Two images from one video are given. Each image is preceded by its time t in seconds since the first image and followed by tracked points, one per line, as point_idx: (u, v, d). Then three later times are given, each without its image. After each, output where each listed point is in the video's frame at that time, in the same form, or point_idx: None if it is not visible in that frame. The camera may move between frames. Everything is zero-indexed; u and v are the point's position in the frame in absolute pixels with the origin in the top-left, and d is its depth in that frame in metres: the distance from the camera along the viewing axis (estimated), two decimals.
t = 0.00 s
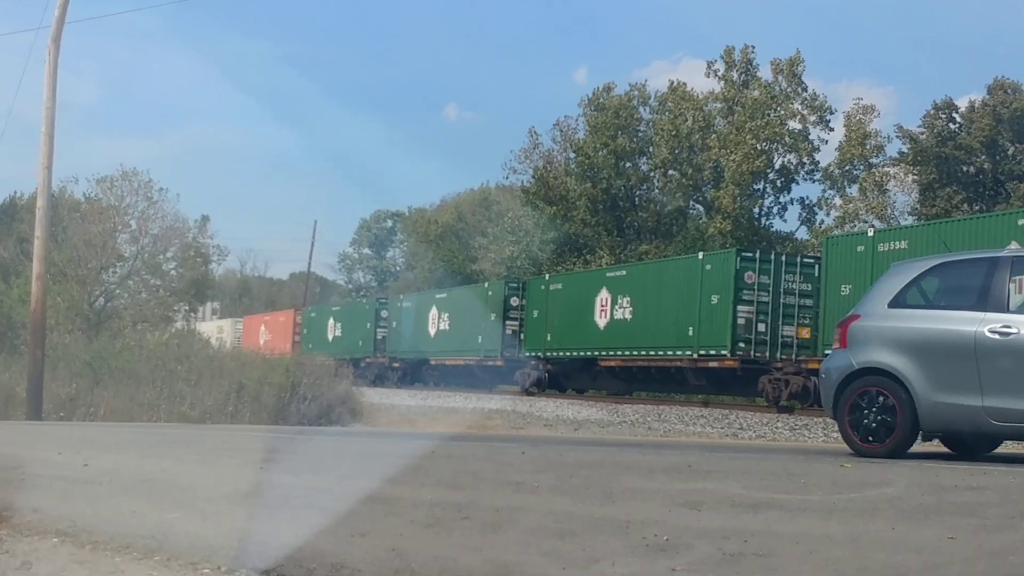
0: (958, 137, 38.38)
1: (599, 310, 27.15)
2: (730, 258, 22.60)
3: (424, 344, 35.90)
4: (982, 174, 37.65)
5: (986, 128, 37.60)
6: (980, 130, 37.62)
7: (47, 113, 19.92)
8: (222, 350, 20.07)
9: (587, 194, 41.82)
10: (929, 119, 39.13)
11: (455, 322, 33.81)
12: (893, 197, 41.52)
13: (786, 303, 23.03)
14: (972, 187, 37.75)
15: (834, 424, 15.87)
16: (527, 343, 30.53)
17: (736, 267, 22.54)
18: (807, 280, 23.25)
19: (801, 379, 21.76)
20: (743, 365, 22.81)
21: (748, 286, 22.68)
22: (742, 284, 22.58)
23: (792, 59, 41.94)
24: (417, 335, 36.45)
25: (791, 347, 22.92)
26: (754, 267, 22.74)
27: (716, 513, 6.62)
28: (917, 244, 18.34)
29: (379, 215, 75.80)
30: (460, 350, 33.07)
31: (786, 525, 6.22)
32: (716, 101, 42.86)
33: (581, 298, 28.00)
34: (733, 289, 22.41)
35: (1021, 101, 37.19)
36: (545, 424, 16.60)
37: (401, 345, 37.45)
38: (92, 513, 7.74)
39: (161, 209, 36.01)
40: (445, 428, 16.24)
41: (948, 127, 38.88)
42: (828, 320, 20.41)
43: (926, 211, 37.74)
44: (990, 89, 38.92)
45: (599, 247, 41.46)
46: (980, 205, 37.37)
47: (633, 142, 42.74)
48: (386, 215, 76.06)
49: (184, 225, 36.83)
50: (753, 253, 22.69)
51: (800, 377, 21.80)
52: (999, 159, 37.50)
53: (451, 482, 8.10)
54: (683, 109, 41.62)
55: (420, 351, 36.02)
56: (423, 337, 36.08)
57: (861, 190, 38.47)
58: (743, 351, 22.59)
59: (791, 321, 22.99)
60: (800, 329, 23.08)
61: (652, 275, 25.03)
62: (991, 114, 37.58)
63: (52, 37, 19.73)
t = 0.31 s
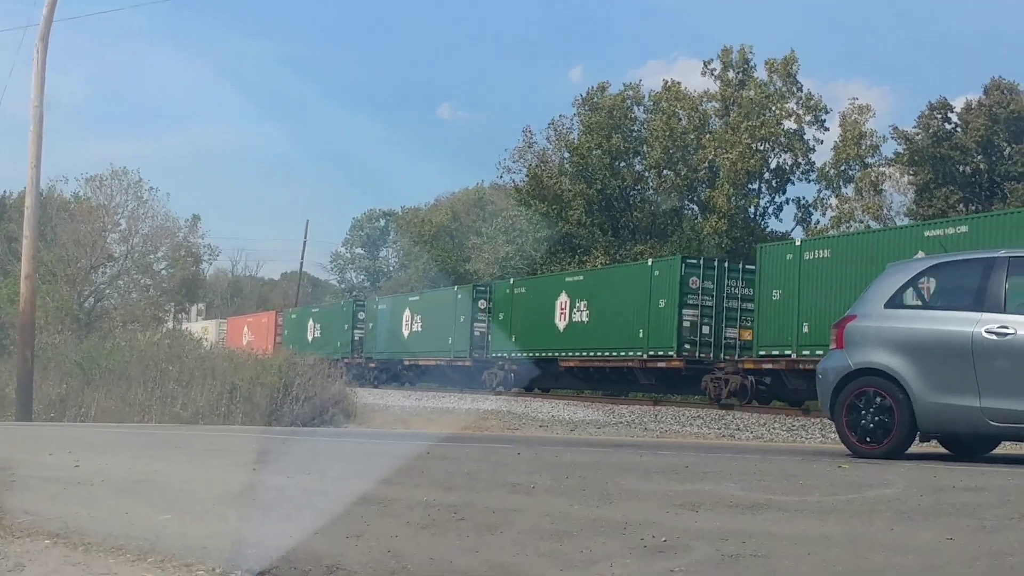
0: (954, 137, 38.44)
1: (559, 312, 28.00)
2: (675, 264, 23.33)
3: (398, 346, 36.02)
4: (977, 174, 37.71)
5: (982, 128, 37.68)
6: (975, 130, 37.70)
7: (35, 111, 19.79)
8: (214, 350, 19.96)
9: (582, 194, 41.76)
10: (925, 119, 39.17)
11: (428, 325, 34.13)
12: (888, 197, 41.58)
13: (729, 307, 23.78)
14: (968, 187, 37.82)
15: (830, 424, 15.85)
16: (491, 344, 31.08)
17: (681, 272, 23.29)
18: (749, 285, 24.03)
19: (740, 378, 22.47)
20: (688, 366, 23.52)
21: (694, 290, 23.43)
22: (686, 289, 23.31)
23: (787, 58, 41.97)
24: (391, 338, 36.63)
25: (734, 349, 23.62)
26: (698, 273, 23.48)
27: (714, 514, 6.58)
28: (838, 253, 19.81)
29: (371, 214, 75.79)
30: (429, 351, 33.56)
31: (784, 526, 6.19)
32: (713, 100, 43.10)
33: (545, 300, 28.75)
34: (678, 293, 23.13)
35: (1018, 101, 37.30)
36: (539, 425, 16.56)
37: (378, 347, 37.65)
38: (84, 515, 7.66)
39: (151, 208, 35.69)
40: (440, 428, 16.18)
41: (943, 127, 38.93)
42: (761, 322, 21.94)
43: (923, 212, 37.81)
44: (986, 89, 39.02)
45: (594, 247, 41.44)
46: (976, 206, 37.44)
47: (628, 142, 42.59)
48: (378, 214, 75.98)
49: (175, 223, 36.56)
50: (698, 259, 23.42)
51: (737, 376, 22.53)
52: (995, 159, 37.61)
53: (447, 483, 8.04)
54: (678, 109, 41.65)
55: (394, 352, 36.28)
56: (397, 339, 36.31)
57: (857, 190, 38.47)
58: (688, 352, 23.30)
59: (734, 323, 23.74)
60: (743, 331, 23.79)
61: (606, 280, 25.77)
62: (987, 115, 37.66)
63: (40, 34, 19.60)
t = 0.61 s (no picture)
0: (955, 137, 38.40)
1: (532, 313, 29.40)
2: (637, 269, 24.86)
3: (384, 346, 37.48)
4: (978, 175, 37.67)
5: (983, 128, 37.63)
6: (977, 130, 37.67)
7: (40, 110, 19.81)
8: (214, 350, 19.97)
9: (582, 194, 41.73)
10: (926, 119, 39.13)
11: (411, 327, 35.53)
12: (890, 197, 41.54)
13: (687, 309, 25.42)
14: (969, 188, 37.80)
15: (830, 425, 15.84)
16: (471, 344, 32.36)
17: (642, 277, 24.81)
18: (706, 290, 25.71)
19: (693, 377, 24.02)
20: (647, 365, 25.02)
21: (653, 294, 24.99)
22: (647, 293, 24.88)
23: (790, 58, 41.94)
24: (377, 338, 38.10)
25: (691, 349, 25.22)
26: (659, 277, 25.07)
27: (712, 513, 6.60)
28: (782, 260, 21.31)
29: (373, 214, 75.92)
30: (412, 351, 34.88)
31: (783, 526, 6.19)
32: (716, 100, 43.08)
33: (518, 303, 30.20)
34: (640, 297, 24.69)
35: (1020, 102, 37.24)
36: (539, 424, 16.58)
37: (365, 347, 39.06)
38: (84, 513, 7.67)
39: (154, 208, 35.85)
40: (440, 428, 16.19)
41: (945, 127, 38.89)
42: (713, 323, 23.59)
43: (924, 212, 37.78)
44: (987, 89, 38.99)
45: (594, 248, 41.45)
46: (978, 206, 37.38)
47: (629, 142, 42.57)
48: (379, 214, 76.03)
49: (176, 223, 36.64)
50: (658, 264, 24.99)
51: (691, 376, 24.09)
52: (996, 159, 37.57)
53: (446, 483, 8.05)
54: (678, 109, 41.59)
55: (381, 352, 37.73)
56: (382, 338, 37.69)
57: (858, 190, 38.38)
58: (647, 352, 24.83)
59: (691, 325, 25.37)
60: (700, 332, 25.44)
61: (575, 284, 27.28)
62: (988, 115, 37.63)
63: (46, 35, 19.62)
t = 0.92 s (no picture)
0: (958, 135, 38.37)
1: (509, 314, 30.37)
2: (602, 273, 26.10)
3: (371, 345, 38.31)
4: (981, 173, 37.59)
5: (985, 127, 37.59)
6: (980, 128, 37.62)
7: (43, 111, 19.86)
8: (217, 349, 19.99)
9: (583, 193, 41.69)
10: (929, 117, 39.05)
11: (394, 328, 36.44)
12: (892, 195, 41.48)
13: (650, 311, 26.73)
14: (971, 186, 37.73)
15: (831, 424, 15.83)
16: (452, 343, 33.27)
17: (607, 280, 26.01)
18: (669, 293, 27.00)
19: (653, 376, 25.24)
20: (613, 363, 26.23)
21: (618, 297, 26.25)
22: (612, 295, 26.13)
23: (793, 56, 41.89)
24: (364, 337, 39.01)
25: (655, 349, 26.45)
26: (623, 281, 26.33)
27: (711, 513, 6.59)
28: (733, 264, 22.80)
29: (375, 213, 75.99)
30: (396, 351, 35.69)
31: (782, 526, 6.18)
32: (717, 98, 43.03)
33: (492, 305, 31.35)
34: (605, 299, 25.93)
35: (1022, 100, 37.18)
36: (541, 424, 16.58)
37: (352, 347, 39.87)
38: (85, 512, 7.69)
39: (156, 208, 35.87)
40: (441, 427, 16.20)
41: (947, 125, 38.82)
42: (671, 325, 25.02)
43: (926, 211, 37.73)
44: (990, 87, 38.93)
45: (596, 247, 41.47)
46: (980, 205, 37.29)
47: (631, 142, 42.45)
48: (381, 213, 76.09)
49: (179, 223, 36.62)
50: (623, 268, 26.25)
51: (651, 374, 25.28)
52: (998, 158, 37.48)
53: (446, 482, 8.05)
54: (678, 106, 41.35)
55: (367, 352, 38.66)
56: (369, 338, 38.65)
57: (861, 190, 38.30)
58: (613, 351, 26.04)
59: (654, 326, 26.65)
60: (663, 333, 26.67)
61: (547, 286, 28.47)
62: (991, 113, 37.56)
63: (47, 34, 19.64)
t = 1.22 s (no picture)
0: (957, 135, 38.37)
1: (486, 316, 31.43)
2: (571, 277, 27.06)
3: (359, 347, 39.44)
4: (981, 173, 37.60)
5: (985, 126, 37.60)
6: (980, 128, 37.64)
7: (42, 111, 19.89)
8: (220, 350, 20.02)
9: (583, 193, 41.69)
10: (929, 117, 39.04)
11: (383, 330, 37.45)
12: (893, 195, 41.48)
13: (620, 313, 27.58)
14: (971, 185, 37.75)
15: (834, 424, 15.84)
16: (435, 344, 34.38)
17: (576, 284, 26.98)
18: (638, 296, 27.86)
19: (618, 375, 25.89)
20: (582, 364, 27.18)
21: (588, 300, 27.18)
22: (581, 298, 27.09)
23: (794, 56, 41.91)
24: (352, 340, 40.15)
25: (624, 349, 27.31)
26: (593, 284, 27.24)
27: (717, 513, 6.60)
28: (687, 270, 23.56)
29: (376, 214, 76.02)
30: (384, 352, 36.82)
31: (789, 525, 6.19)
32: (717, 98, 43.05)
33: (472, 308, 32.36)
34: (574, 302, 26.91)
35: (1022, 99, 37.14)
36: (544, 424, 16.59)
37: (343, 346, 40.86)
38: (92, 513, 7.71)
39: (157, 209, 35.78)
40: (444, 428, 16.20)
41: (947, 125, 38.82)
42: (636, 326, 25.81)
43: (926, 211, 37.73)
44: (989, 87, 39.00)
45: (596, 247, 41.49)
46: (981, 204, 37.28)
47: (630, 142, 42.31)
48: (382, 214, 76.08)
49: (180, 224, 36.54)
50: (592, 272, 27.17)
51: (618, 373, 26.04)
52: (998, 158, 37.49)
53: (450, 483, 8.07)
54: (679, 108, 41.34)
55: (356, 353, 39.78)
56: (358, 340, 39.84)
57: (862, 190, 38.29)
58: (582, 352, 27.00)
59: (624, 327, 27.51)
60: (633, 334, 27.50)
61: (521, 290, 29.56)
62: (990, 112, 37.57)
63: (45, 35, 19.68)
